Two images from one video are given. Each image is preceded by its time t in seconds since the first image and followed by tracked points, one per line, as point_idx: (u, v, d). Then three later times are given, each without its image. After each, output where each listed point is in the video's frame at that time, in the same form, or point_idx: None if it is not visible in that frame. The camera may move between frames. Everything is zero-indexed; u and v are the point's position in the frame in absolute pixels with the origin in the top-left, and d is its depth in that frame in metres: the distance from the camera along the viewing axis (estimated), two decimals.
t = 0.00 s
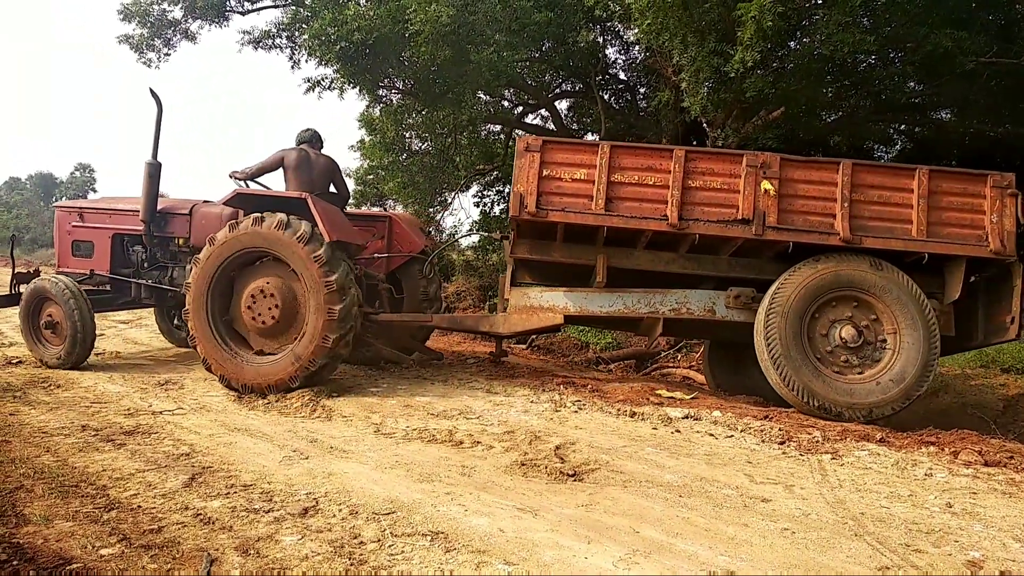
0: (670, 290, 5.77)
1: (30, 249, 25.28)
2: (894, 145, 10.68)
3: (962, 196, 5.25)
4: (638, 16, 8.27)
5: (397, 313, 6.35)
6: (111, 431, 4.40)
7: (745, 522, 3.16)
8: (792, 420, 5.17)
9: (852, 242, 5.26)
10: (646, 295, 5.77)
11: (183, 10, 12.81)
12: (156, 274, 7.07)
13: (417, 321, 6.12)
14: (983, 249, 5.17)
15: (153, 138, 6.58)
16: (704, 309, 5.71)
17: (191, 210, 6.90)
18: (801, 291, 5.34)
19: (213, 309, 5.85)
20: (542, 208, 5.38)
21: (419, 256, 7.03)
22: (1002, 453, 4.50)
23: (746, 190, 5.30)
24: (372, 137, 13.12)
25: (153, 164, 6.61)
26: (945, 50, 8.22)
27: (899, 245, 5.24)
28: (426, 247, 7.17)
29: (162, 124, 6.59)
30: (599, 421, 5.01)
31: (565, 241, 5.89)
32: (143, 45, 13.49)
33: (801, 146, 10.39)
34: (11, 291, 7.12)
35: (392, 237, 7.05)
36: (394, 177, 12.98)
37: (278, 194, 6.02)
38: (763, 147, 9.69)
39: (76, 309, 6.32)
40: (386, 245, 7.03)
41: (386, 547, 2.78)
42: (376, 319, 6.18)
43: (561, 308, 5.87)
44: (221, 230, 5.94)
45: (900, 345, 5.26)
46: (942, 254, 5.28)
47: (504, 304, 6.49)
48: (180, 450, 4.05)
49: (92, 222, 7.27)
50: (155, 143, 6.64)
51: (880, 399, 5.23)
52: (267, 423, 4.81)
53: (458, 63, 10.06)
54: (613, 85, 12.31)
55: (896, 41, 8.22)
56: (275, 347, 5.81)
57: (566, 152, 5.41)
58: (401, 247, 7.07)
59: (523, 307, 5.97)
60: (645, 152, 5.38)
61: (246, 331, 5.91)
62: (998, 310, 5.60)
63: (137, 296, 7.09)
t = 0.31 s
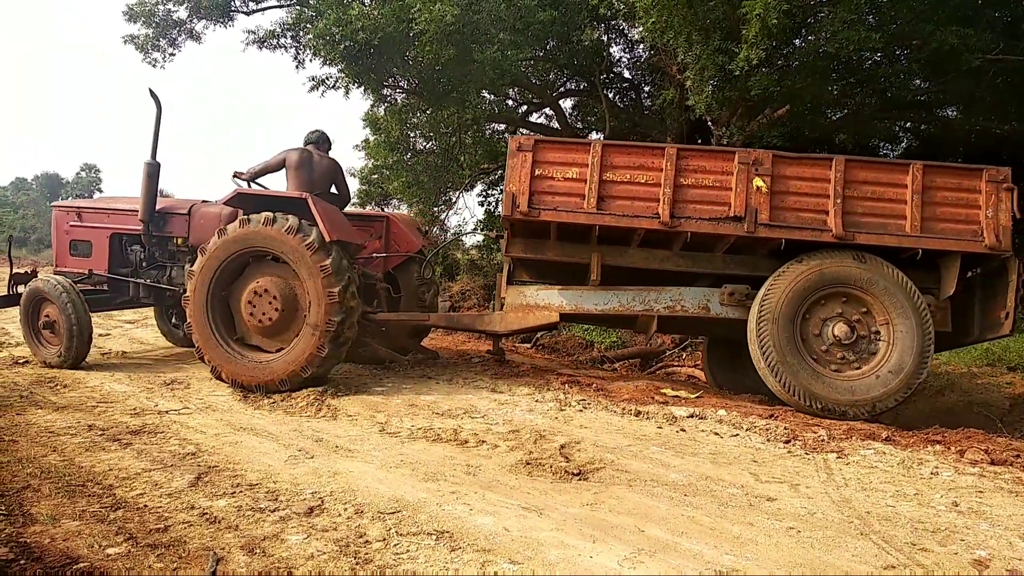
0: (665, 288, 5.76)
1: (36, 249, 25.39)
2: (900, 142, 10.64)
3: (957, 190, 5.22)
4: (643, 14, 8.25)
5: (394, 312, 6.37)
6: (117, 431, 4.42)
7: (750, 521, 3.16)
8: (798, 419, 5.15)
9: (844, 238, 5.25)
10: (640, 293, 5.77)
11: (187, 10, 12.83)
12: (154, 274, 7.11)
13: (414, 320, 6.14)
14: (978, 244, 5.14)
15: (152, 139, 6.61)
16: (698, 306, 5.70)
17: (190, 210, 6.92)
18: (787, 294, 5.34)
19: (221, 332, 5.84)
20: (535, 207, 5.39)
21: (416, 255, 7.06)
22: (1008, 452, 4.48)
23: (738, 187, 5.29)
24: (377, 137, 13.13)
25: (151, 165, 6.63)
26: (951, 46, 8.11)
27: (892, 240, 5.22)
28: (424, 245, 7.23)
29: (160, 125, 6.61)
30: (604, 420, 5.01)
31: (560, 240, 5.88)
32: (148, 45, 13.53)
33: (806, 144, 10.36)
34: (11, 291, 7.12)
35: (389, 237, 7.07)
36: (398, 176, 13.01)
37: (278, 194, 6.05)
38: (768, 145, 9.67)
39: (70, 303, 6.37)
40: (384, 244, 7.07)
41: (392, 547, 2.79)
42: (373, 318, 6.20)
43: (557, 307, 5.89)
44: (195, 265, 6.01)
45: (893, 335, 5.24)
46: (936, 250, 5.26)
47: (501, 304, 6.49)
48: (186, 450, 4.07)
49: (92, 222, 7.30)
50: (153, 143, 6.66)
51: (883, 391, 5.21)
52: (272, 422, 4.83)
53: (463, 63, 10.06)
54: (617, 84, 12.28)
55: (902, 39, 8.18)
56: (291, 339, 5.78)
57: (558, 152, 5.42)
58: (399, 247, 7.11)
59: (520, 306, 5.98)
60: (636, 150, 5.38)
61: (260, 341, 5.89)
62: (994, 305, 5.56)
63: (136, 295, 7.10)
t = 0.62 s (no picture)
0: (654, 285, 5.78)
1: (36, 248, 25.39)
2: (900, 142, 10.62)
3: (946, 186, 5.22)
4: (643, 14, 8.24)
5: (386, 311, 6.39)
6: (117, 430, 4.42)
7: (750, 521, 3.16)
8: (798, 418, 5.15)
9: (831, 235, 5.25)
10: (630, 291, 5.77)
11: (187, 10, 12.82)
12: (146, 273, 7.14)
13: (406, 318, 6.15)
14: (967, 241, 5.13)
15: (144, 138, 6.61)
16: (687, 304, 5.72)
17: (182, 208, 6.93)
18: (770, 301, 5.34)
19: (225, 344, 5.82)
20: (523, 206, 5.39)
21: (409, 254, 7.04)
22: (1008, 451, 4.48)
23: (725, 185, 5.29)
24: (377, 136, 13.13)
25: (143, 165, 6.64)
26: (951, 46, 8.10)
27: (881, 238, 5.22)
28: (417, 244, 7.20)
29: (153, 126, 6.61)
30: (603, 420, 5.00)
31: (550, 238, 5.88)
32: (148, 44, 13.52)
33: (806, 144, 10.36)
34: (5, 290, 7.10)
35: (381, 236, 7.08)
36: (397, 176, 13.11)
37: (269, 193, 6.05)
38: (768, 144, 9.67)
39: (60, 298, 6.41)
40: (376, 244, 7.06)
41: (391, 545, 2.79)
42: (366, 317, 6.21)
43: (547, 304, 5.89)
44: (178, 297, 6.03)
45: (880, 327, 5.24)
46: (925, 247, 5.26)
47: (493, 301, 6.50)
48: (186, 449, 4.07)
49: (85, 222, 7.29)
50: (145, 143, 6.66)
51: (878, 384, 5.20)
52: (272, 421, 4.83)
53: (463, 62, 10.06)
54: (617, 83, 12.27)
55: (902, 38, 8.17)
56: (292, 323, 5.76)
57: (545, 151, 5.43)
58: (391, 246, 7.09)
59: (511, 304, 5.98)
60: (623, 149, 5.39)
61: (265, 339, 5.86)
62: (983, 302, 5.55)
63: (129, 295, 7.10)
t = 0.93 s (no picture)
0: (645, 281, 5.79)
1: (38, 246, 25.39)
2: (902, 139, 10.57)
3: (937, 182, 5.20)
4: (645, 10, 8.22)
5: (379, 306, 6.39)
6: (119, 426, 4.43)
7: (751, 518, 3.16)
8: (798, 415, 5.15)
9: (821, 231, 5.24)
10: (622, 287, 5.79)
11: (188, 6, 12.80)
12: (143, 270, 7.17)
13: (399, 314, 6.14)
14: (958, 237, 5.12)
15: (140, 135, 6.60)
16: (679, 300, 5.72)
17: (177, 205, 6.88)
18: (759, 303, 5.34)
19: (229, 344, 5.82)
20: (514, 203, 5.39)
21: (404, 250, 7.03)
22: (1010, 449, 4.48)
23: (715, 181, 5.29)
24: (378, 133, 13.12)
25: (140, 162, 6.63)
26: (953, 43, 8.07)
27: (872, 234, 5.21)
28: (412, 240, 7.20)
29: (148, 123, 6.60)
30: (604, 417, 5.00)
31: (542, 235, 5.89)
32: (150, 41, 13.51)
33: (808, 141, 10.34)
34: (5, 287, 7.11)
35: (375, 232, 7.05)
36: (398, 173, 13.11)
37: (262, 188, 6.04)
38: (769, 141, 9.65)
39: (53, 291, 6.41)
40: (371, 240, 7.03)
41: (393, 542, 2.80)
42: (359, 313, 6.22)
43: (541, 300, 5.89)
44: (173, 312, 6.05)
45: (870, 317, 5.25)
46: (917, 243, 5.24)
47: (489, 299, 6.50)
48: (188, 445, 4.08)
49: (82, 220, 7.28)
50: (141, 140, 6.66)
51: (875, 374, 5.18)
52: (273, 418, 4.83)
53: (465, 59, 10.05)
54: (619, 80, 12.25)
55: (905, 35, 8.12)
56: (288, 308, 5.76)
57: (536, 148, 5.42)
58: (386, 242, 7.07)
59: (504, 300, 5.95)
60: (613, 145, 5.39)
61: (266, 331, 5.86)
62: (975, 297, 5.52)
63: (126, 292, 7.15)
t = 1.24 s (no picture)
0: (648, 279, 5.78)
1: (36, 241, 25.34)
2: (902, 136, 10.38)
3: (940, 179, 5.21)
4: (645, 7, 8.19)
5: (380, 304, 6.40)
6: (117, 422, 4.42)
7: (749, 514, 3.16)
8: (797, 412, 5.15)
9: (824, 229, 5.22)
10: (624, 285, 5.77)
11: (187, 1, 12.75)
12: (144, 267, 7.17)
13: (399, 313, 6.14)
14: (961, 234, 5.13)
15: (139, 131, 6.59)
16: (682, 298, 5.71)
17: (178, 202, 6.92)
18: (762, 298, 5.34)
19: (229, 341, 5.82)
20: (516, 201, 5.38)
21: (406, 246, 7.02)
22: (1007, 447, 4.48)
23: (718, 179, 5.28)
24: (377, 130, 13.09)
25: (139, 158, 6.62)
26: (953, 40, 8.06)
27: (875, 232, 5.22)
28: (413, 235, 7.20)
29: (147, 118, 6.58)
30: (603, 414, 5.00)
31: (545, 233, 5.87)
32: (148, 36, 13.47)
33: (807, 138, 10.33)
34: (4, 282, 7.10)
35: (376, 227, 7.04)
36: (398, 170, 12.88)
37: (260, 185, 5.96)
38: (769, 138, 9.64)
39: (58, 288, 6.44)
40: (372, 234, 7.01)
41: (391, 538, 2.80)
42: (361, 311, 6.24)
43: (542, 299, 5.89)
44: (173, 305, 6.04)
45: (873, 318, 5.25)
46: (920, 241, 5.26)
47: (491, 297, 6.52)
48: (186, 441, 4.08)
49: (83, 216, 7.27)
50: (140, 136, 6.63)
51: (876, 374, 5.20)
52: (271, 414, 4.83)
53: (464, 55, 10.02)
54: (619, 77, 12.23)
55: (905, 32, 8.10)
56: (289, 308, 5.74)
57: (538, 145, 5.40)
58: (387, 237, 7.06)
59: (505, 298, 6.00)
60: (614, 143, 5.37)
61: (265, 330, 5.85)
62: (969, 293, 5.57)
63: (127, 288, 7.20)
